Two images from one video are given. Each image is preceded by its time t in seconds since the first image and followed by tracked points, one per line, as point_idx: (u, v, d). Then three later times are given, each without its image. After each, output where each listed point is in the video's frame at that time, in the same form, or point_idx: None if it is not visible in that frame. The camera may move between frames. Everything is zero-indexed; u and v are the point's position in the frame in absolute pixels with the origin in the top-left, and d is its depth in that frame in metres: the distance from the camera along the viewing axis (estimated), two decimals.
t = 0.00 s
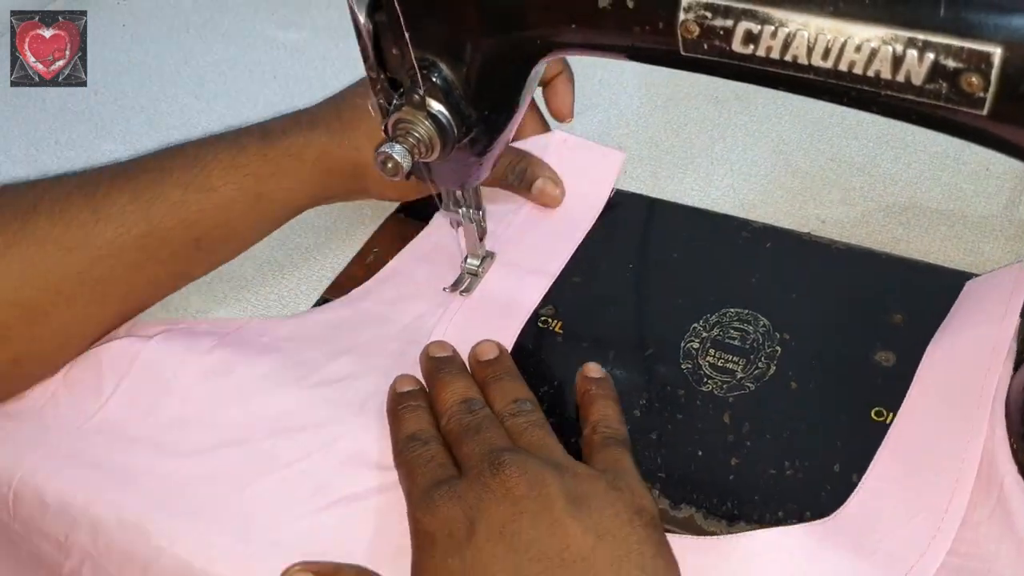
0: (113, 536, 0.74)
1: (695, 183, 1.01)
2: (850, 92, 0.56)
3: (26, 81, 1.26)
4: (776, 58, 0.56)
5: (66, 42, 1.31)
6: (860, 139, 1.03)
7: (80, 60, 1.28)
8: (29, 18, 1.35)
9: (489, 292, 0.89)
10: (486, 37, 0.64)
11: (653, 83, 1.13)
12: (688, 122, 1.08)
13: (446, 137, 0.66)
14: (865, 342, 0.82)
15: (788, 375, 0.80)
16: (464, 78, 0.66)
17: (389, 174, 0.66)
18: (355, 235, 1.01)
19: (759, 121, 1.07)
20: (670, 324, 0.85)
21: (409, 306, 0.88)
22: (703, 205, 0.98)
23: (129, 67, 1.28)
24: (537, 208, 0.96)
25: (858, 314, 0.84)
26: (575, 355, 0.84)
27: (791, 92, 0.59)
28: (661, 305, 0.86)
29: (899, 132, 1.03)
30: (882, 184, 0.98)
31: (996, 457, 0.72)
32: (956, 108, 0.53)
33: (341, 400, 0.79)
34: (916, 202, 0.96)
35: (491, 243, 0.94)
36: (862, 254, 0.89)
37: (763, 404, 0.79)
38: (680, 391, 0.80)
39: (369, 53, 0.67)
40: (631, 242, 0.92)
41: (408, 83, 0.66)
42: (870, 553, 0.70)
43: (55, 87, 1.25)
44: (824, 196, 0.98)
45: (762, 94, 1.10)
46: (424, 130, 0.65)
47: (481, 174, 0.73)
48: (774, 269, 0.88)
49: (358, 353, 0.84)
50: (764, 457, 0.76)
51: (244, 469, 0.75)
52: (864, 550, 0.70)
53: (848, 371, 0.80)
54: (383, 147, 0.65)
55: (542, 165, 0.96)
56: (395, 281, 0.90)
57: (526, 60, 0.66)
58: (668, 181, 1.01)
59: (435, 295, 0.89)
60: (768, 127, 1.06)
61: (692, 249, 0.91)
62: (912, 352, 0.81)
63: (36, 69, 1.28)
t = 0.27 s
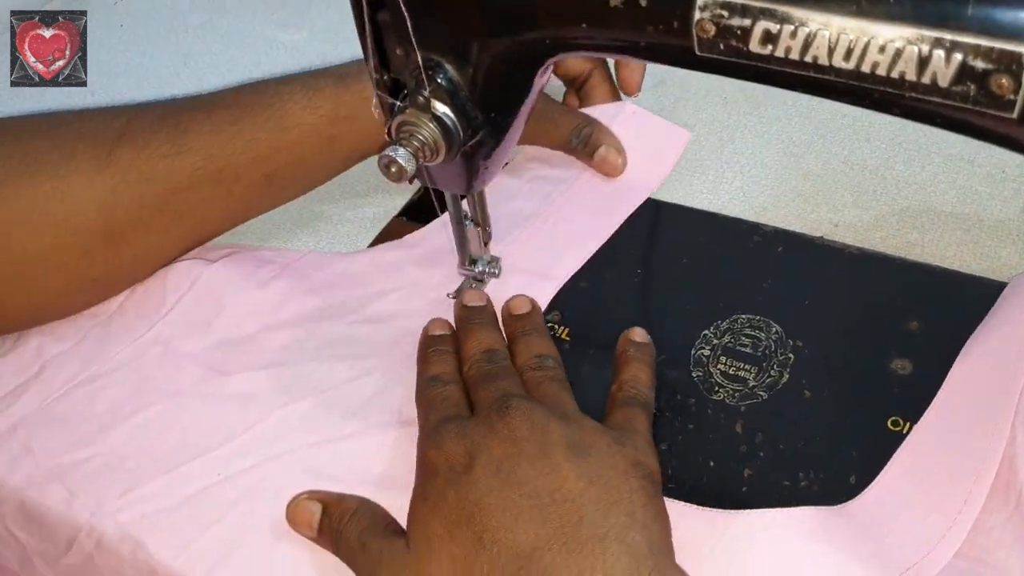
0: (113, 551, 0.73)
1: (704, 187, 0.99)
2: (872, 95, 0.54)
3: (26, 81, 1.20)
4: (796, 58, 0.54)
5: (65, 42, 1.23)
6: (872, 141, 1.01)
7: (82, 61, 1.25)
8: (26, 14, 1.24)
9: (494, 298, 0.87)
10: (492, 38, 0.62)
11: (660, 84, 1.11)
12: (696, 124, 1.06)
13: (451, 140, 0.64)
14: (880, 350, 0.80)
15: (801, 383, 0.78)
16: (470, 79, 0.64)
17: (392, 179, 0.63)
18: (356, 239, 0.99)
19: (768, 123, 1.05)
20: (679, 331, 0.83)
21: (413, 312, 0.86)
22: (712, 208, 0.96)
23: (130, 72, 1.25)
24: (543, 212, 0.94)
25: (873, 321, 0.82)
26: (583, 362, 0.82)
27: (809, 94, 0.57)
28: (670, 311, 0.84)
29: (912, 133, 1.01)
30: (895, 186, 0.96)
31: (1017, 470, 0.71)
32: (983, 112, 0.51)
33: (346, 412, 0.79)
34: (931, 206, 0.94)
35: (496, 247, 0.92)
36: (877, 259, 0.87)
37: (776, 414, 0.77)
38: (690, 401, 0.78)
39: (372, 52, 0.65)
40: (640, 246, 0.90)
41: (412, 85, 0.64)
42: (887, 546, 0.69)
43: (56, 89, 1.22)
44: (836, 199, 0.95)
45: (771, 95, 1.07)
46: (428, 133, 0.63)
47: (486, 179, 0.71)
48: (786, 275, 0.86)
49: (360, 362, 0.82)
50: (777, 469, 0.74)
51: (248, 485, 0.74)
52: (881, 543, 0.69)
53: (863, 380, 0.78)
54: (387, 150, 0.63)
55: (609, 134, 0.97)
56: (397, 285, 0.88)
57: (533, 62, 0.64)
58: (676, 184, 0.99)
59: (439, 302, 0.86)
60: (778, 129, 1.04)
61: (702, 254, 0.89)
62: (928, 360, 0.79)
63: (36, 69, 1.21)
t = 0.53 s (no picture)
0: (114, 539, 0.72)
1: (708, 181, 0.99)
2: (882, 84, 0.54)
3: (25, 81, 1.22)
4: (805, 48, 0.54)
5: (65, 42, 1.27)
6: (877, 137, 1.01)
7: (81, 60, 1.25)
8: (29, 17, 1.26)
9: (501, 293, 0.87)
10: (502, 29, 0.62)
11: (665, 82, 1.12)
12: (700, 121, 1.06)
13: (460, 130, 0.65)
14: (887, 343, 0.80)
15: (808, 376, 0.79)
16: (480, 69, 0.64)
17: (402, 170, 0.64)
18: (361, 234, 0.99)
19: (773, 119, 1.05)
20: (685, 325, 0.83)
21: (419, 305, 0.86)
22: (717, 202, 0.96)
23: (133, 66, 1.25)
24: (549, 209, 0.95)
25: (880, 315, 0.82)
26: (589, 355, 0.82)
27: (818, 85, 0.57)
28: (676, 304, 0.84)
29: (916, 129, 1.01)
30: (900, 181, 0.96)
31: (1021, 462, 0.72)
32: (993, 100, 0.51)
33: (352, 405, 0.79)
34: (937, 200, 0.94)
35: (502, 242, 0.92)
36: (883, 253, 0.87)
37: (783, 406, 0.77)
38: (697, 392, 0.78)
39: (381, 43, 0.65)
40: (646, 241, 0.90)
41: (421, 75, 0.64)
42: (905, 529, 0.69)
43: (54, 86, 1.21)
44: (842, 193, 0.96)
45: (775, 92, 1.08)
46: (437, 124, 0.64)
47: (494, 171, 0.71)
48: (791, 268, 0.86)
49: (367, 356, 0.83)
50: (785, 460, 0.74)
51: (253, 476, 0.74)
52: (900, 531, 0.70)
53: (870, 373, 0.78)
54: (396, 141, 0.63)
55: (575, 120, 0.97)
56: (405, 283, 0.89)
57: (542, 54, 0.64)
58: (681, 179, 0.99)
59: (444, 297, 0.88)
60: (782, 124, 1.04)
61: (707, 248, 0.89)
62: (933, 354, 0.79)
63: (34, 69, 1.24)
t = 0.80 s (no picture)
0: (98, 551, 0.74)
1: (688, 191, 1.00)
2: (841, 100, 0.55)
3: (26, 81, 1.25)
4: (767, 66, 0.55)
5: (66, 42, 1.30)
6: (855, 147, 1.03)
7: (81, 60, 1.28)
8: (28, 17, 1.28)
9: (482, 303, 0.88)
10: (475, 48, 0.63)
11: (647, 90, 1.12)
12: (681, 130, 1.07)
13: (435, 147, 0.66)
14: (861, 351, 0.82)
15: (783, 384, 0.80)
16: (454, 87, 0.65)
17: (378, 185, 0.65)
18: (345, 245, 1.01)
19: (753, 128, 1.06)
20: (664, 334, 0.84)
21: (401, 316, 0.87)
22: (697, 211, 0.97)
23: (125, 77, 1.27)
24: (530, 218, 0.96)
25: (854, 323, 0.84)
26: (569, 365, 0.83)
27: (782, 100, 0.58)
28: (654, 314, 0.86)
29: (894, 139, 1.03)
30: (877, 190, 0.98)
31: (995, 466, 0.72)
32: (948, 116, 0.52)
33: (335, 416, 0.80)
34: (913, 209, 0.95)
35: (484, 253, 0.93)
36: (859, 262, 0.88)
37: (758, 414, 0.78)
38: (673, 401, 0.79)
39: (359, 61, 0.67)
40: (626, 250, 0.91)
41: (398, 93, 0.66)
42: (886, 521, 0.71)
43: (55, 87, 1.25)
44: (820, 203, 0.97)
45: (756, 102, 1.09)
46: (413, 141, 0.65)
47: (472, 185, 0.72)
48: (768, 277, 0.88)
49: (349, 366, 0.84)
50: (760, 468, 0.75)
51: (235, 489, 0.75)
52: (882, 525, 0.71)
53: (844, 381, 0.80)
54: (373, 158, 0.65)
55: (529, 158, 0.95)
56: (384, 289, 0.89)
57: (515, 71, 0.65)
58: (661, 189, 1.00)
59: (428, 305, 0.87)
60: (762, 135, 1.05)
61: (686, 257, 0.90)
62: (907, 361, 0.81)
63: (35, 69, 1.27)
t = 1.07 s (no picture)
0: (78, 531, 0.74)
1: (677, 173, 1.00)
2: (817, 68, 0.55)
3: (26, 81, 1.24)
4: (742, 34, 0.55)
5: (65, 42, 1.30)
6: (844, 128, 1.02)
7: (80, 60, 1.27)
8: (29, 18, 1.29)
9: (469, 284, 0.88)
10: (454, 21, 0.63)
11: (637, 72, 1.12)
12: (670, 112, 1.07)
13: (415, 122, 0.66)
14: (846, 329, 0.81)
15: (768, 362, 0.80)
16: (433, 61, 0.65)
17: (358, 160, 0.65)
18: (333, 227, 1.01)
19: (742, 110, 1.06)
20: (650, 314, 0.84)
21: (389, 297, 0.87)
22: (684, 193, 0.97)
23: (117, 64, 1.27)
24: (517, 199, 0.96)
25: (840, 301, 0.83)
26: (553, 344, 0.83)
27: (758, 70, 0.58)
28: (640, 293, 0.86)
29: (883, 120, 1.03)
30: (865, 171, 0.97)
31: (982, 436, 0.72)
32: (922, 82, 0.52)
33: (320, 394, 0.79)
34: (900, 189, 0.95)
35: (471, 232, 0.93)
36: (845, 241, 0.88)
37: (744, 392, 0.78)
38: (659, 379, 0.79)
39: (337, 36, 0.67)
40: (613, 231, 0.91)
41: (376, 67, 0.66)
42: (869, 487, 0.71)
43: (54, 87, 1.23)
44: (808, 183, 0.97)
45: (746, 84, 1.09)
46: (392, 115, 0.65)
47: (455, 163, 0.72)
48: (755, 257, 0.88)
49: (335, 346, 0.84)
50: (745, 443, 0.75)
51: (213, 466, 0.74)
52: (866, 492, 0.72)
53: (829, 358, 0.80)
54: (352, 132, 0.65)
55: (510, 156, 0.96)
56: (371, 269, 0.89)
57: (493, 45, 0.65)
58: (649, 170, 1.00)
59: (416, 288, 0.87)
60: (751, 117, 1.05)
61: (673, 237, 0.90)
62: (893, 338, 0.80)
63: (35, 69, 1.26)
